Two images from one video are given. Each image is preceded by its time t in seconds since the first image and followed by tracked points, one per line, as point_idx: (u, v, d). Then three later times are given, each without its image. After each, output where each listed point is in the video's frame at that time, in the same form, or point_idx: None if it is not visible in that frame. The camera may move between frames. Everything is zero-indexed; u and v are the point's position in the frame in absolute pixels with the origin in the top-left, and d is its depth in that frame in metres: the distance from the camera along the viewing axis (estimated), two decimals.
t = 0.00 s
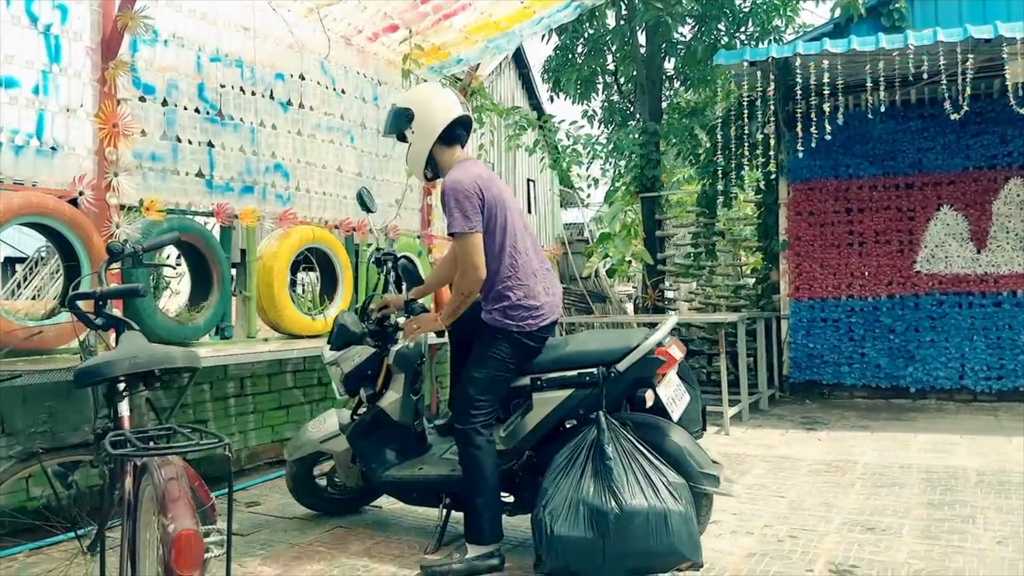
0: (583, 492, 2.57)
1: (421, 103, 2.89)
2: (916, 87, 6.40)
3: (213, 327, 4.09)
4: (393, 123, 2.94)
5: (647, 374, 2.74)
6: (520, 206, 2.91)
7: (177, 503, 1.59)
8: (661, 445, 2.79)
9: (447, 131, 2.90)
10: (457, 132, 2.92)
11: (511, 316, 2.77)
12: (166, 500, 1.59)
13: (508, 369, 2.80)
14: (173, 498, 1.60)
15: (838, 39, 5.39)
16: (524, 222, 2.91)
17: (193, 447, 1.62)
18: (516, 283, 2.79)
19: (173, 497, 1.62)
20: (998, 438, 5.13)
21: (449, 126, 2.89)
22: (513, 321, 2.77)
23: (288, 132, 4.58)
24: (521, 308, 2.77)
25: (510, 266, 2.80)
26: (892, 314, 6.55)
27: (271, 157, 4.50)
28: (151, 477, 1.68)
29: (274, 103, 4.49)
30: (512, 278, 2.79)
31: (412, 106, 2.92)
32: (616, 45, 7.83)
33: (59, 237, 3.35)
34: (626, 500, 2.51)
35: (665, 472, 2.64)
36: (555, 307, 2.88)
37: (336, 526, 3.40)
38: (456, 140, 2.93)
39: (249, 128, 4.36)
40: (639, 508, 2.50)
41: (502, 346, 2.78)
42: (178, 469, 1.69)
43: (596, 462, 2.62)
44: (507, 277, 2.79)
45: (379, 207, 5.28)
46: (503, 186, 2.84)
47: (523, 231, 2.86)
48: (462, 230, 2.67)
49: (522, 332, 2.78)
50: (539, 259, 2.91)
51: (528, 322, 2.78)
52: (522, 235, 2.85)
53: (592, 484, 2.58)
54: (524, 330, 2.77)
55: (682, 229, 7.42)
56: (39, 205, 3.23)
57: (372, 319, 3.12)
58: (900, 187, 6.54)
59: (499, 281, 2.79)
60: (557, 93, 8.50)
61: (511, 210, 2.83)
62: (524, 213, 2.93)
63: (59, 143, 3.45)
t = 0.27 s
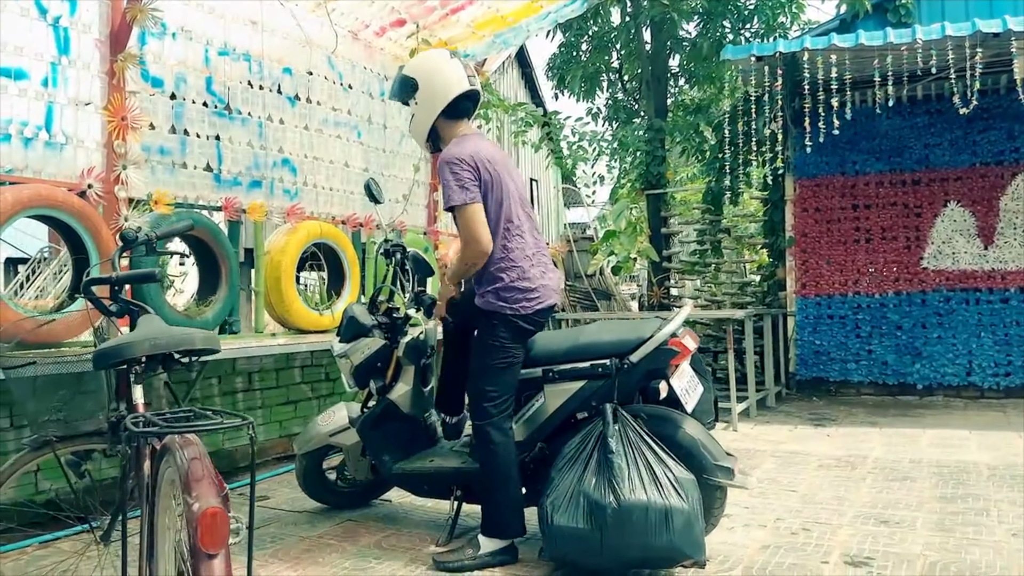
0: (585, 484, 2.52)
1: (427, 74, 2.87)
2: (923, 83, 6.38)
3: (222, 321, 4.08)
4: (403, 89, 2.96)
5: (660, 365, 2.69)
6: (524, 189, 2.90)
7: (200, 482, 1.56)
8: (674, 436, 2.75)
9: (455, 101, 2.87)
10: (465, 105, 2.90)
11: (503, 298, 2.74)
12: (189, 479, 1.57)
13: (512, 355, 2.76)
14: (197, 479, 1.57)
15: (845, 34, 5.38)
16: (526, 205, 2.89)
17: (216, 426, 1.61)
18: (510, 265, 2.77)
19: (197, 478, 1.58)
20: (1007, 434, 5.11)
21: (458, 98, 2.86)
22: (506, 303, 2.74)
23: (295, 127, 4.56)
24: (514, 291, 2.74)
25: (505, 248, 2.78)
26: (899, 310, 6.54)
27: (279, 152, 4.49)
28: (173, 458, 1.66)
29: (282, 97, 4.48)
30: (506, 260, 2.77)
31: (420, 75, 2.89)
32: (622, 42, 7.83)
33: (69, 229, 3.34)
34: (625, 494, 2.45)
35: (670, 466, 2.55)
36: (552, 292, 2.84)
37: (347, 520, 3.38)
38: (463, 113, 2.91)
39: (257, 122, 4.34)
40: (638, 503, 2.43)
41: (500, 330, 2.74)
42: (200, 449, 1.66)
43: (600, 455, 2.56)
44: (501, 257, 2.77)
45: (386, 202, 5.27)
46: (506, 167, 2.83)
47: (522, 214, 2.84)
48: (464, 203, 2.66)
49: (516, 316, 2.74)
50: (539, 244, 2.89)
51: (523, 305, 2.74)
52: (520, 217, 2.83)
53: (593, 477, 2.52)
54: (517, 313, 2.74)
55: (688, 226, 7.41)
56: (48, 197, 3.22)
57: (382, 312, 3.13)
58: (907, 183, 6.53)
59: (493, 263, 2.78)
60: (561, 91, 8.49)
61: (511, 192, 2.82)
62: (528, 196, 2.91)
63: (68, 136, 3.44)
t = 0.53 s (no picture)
0: (599, 476, 2.50)
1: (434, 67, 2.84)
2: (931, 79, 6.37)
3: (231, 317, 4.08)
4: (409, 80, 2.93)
5: (670, 358, 2.68)
6: (528, 179, 2.86)
7: (213, 464, 1.55)
8: (685, 429, 2.73)
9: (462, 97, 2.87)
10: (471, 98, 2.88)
11: (499, 286, 2.70)
12: (201, 461, 1.55)
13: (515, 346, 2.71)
14: (209, 461, 1.56)
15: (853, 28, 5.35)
16: (529, 195, 2.84)
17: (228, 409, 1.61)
18: (507, 253, 2.73)
19: (209, 460, 1.57)
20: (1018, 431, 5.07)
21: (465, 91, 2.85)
22: (503, 292, 2.69)
23: (302, 123, 4.56)
24: (510, 279, 2.70)
25: (503, 236, 2.74)
26: (907, 308, 6.52)
27: (286, 148, 4.48)
28: (185, 441, 1.65)
29: (289, 93, 4.47)
30: (503, 248, 2.73)
31: (427, 69, 2.87)
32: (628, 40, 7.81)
33: (77, 224, 3.34)
34: (641, 486, 2.42)
35: (685, 458, 2.53)
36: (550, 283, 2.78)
37: (355, 514, 3.37)
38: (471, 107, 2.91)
39: (264, 118, 4.34)
40: (654, 495, 2.41)
41: (499, 321, 2.70)
42: (211, 431, 1.65)
43: (614, 447, 2.54)
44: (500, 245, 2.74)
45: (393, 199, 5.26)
46: (509, 155, 2.80)
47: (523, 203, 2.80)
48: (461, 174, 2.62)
49: (513, 305, 2.69)
50: (540, 236, 2.84)
51: (519, 295, 2.69)
52: (520, 206, 2.79)
53: (608, 469, 2.50)
54: (514, 302, 2.68)
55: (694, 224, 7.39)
56: (57, 191, 3.22)
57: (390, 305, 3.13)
58: (915, 179, 6.50)
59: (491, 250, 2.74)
60: (567, 88, 8.47)
61: (512, 180, 2.78)
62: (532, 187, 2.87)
63: (76, 131, 3.44)
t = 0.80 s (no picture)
0: (611, 473, 2.48)
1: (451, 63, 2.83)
2: (945, 75, 6.26)
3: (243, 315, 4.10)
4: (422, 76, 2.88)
5: (681, 353, 2.66)
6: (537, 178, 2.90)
7: (222, 452, 1.55)
8: (696, 426, 2.70)
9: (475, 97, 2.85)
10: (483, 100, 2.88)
11: (506, 278, 2.69)
12: (211, 450, 1.56)
13: (519, 342, 2.70)
14: (218, 449, 1.56)
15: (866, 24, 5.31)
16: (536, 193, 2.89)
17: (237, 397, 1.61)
18: (513, 247, 2.74)
19: (218, 448, 1.57)
20: None
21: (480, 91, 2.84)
22: (509, 285, 2.68)
23: (312, 122, 4.56)
24: (518, 272, 2.70)
25: (511, 229, 2.75)
26: (921, 306, 6.46)
27: (296, 147, 4.49)
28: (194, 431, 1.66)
29: (299, 92, 4.48)
30: (511, 242, 2.74)
31: (444, 65, 2.83)
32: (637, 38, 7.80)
33: (90, 221, 3.36)
34: (655, 483, 2.40)
35: (697, 455, 2.51)
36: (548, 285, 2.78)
37: (365, 510, 3.37)
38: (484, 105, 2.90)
39: (275, 117, 4.35)
40: (668, 491, 2.39)
41: (502, 316, 2.69)
42: (221, 421, 1.65)
43: (626, 443, 2.52)
44: (501, 240, 2.74)
45: (402, 199, 5.26)
46: (521, 153, 2.84)
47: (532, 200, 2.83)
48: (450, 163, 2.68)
49: (519, 299, 2.69)
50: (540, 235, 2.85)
51: (525, 289, 2.69)
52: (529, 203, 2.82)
53: (620, 466, 2.48)
54: (520, 295, 2.68)
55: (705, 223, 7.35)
56: (70, 189, 3.23)
57: (399, 301, 3.14)
58: (929, 176, 6.44)
59: (493, 244, 2.74)
60: (575, 87, 8.45)
61: (523, 176, 2.81)
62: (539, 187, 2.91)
63: (89, 129, 3.46)
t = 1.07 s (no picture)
0: (632, 473, 2.46)
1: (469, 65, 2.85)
2: (980, 67, 6.21)
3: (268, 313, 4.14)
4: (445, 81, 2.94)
5: (704, 352, 2.62)
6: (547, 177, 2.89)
7: (241, 444, 1.55)
8: (720, 426, 2.67)
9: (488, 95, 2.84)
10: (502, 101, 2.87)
11: (509, 275, 2.68)
12: (229, 442, 1.56)
13: (524, 339, 2.69)
14: (237, 441, 1.56)
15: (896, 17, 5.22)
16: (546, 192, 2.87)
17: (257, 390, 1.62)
18: (518, 245, 2.73)
19: (238, 440, 1.58)
20: None
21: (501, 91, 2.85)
22: (511, 282, 2.68)
23: (335, 122, 4.59)
24: (521, 269, 2.69)
25: (517, 227, 2.74)
26: (955, 306, 6.33)
27: (321, 147, 4.52)
28: (215, 423, 1.67)
29: (323, 93, 4.51)
30: (516, 240, 2.72)
31: (465, 67, 2.86)
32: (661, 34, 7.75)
33: (120, 221, 3.42)
34: (676, 483, 2.38)
35: (720, 454, 2.48)
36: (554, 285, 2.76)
37: (388, 507, 3.38)
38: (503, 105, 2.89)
39: (299, 118, 4.38)
40: (690, 491, 2.36)
41: (505, 314, 2.68)
42: (241, 414, 1.66)
43: (647, 442, 2.50)
44: (508, 240, 2.73)
45: (426, 198, 5.27)
46: (532, 151, 2.82)
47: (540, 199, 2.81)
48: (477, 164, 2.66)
49: (521, 296, 2.67)
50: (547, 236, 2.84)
51: (528, 286, 2.68)
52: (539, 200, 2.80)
53: (641, 465, 2.46)
54: (522, 292, 2.67)
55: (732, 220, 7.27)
56: (97, 189, 3.28)
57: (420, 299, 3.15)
58: (963, 172, 6.31)
59: (499, 244, 2.73)
60: (599, 85, 8.40)
61: (533, 175, 2.79)
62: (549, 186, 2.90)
63: (117, 130, 3.52)
